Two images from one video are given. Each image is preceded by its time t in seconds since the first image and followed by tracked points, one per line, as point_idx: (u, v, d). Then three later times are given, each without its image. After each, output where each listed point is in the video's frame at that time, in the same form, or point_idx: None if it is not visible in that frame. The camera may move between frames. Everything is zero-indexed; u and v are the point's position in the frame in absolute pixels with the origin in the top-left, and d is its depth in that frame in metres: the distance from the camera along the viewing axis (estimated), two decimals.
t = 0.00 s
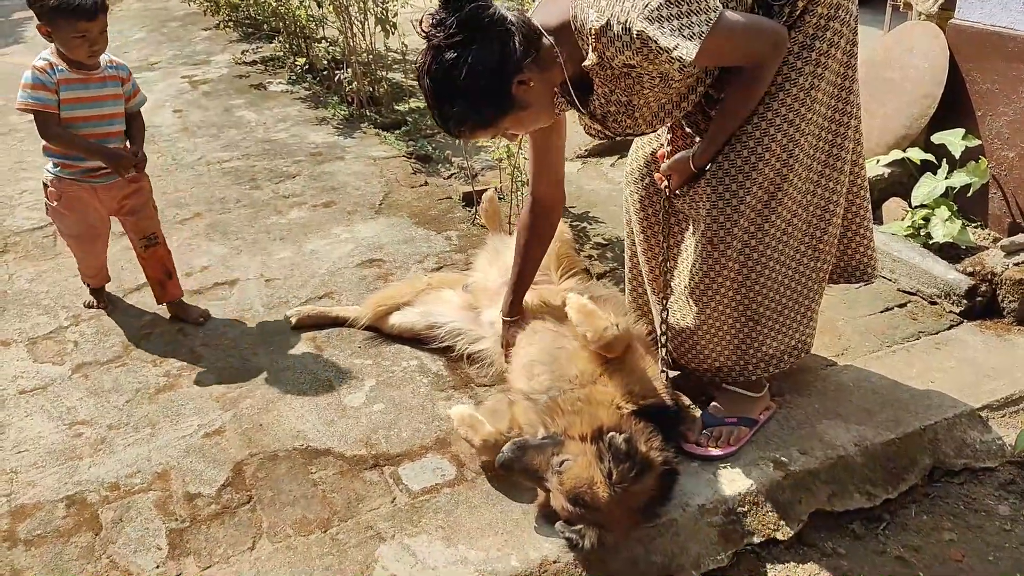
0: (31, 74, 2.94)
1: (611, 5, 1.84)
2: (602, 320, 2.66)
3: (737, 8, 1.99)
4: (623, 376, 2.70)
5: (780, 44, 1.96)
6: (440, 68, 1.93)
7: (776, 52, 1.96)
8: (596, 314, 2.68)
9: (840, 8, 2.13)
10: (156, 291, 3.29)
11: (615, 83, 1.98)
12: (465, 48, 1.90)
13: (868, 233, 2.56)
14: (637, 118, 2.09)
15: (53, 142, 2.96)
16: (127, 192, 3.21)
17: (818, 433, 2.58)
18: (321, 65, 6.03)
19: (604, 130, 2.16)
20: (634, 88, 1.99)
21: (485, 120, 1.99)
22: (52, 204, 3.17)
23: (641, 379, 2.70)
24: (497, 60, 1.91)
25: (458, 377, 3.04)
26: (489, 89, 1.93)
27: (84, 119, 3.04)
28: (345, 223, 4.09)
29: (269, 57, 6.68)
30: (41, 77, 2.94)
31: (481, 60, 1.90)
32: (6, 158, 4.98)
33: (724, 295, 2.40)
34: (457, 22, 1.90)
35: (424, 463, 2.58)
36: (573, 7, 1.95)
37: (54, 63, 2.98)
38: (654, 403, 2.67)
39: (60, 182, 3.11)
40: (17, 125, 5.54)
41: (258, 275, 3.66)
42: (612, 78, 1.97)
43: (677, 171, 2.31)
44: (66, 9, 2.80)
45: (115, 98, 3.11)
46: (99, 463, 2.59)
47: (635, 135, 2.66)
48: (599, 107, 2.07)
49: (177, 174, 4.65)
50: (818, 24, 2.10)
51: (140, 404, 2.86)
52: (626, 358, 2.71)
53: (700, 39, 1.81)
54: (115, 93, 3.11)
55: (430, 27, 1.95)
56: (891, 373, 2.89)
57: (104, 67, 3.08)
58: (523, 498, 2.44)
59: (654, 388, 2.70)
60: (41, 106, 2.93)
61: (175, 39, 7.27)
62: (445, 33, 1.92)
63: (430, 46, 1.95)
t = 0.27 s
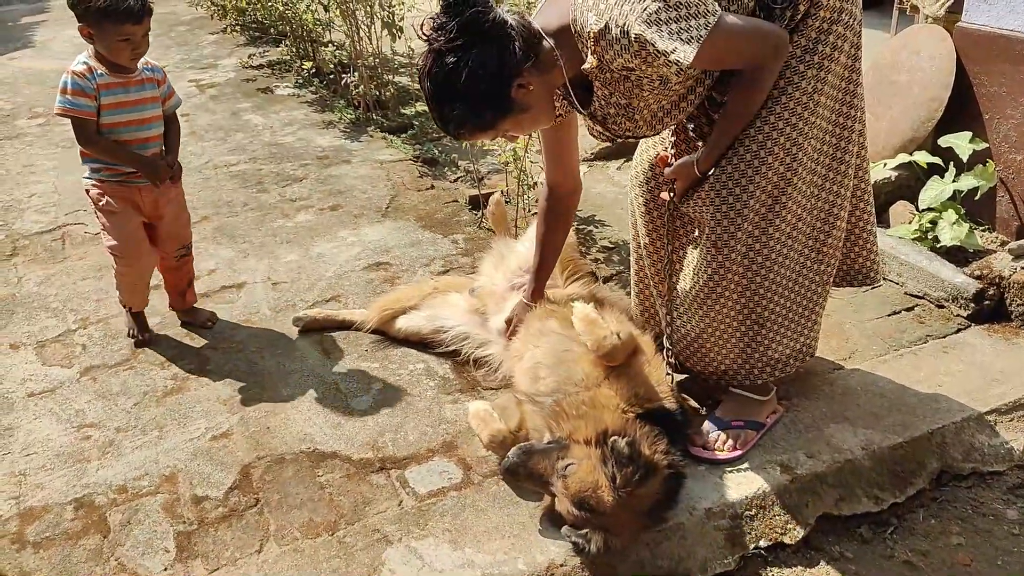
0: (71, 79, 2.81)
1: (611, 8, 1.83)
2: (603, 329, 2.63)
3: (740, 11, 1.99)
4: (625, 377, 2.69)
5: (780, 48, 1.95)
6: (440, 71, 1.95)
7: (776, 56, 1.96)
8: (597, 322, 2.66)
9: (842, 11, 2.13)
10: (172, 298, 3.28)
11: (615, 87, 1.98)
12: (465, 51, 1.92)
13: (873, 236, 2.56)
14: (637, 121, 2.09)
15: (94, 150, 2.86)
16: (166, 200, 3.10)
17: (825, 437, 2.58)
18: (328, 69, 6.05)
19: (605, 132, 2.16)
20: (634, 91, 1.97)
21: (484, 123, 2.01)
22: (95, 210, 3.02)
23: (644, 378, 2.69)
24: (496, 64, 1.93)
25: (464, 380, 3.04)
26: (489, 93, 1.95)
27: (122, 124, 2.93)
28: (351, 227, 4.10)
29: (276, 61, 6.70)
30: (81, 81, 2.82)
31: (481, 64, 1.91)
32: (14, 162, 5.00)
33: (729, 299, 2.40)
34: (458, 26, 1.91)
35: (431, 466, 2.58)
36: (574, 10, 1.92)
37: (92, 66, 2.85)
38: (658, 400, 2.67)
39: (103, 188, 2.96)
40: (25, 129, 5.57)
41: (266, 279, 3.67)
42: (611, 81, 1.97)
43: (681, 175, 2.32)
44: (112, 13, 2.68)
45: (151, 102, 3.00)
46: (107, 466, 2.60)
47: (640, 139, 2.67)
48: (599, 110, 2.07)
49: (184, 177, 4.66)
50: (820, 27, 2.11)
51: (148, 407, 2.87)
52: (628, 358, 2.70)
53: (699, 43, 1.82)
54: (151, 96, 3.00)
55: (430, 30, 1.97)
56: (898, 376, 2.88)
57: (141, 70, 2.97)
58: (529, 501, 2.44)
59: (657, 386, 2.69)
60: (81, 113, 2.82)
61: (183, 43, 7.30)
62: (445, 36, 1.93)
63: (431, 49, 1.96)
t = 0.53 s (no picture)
0: (91, 95, 2.68)
1: (615, 10, 1.82)
2: (602, 331, 2.64)
3: (749, 14, 1.99)
4: (630, 381, 2.66)
5: (787, 54, 1.94)
6: (444, 73, 1.96)
7: (784, 60, 1.94)
8: (598, 324, 2.67)
9: (852, 14, 2.12)
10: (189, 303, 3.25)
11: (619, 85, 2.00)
12: (468, 54, 1.92)
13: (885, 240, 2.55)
14: (639, 122, 2.11)
15: (123, 166, 2.77)
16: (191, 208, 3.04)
17: (834, 440, 2.57)
18: (336, 72, 6.07)
19: (608, 129, 2.19)
20: (637, 93, 2.00)
21: (487, 125, 2.01)
22: (127, 231, 2.90)
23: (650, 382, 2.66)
24: (500, 66, 1.93)
25: (472, 382, 3.04)
26: (491, 95, 1.95)
27: (144, 138, 2.84)
28: (360, 229, 4.11)
29: (285, 64, 6.73)
30: (103, 97, 2.70)
31: (484, 66, 1.92)
32: (25, 165, 5.03)
33: (737, 302, 2.40)
34: (461, 28, 1.92)
35: (439, 468, 2.59)
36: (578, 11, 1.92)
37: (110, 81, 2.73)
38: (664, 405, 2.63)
39: (135, 205, 2.85)
40: (36, 132, 5.60)
41: (274, 281, 3.68)
42: (614, 81, 1.99)
43: (690, 178, 2.31)
44: (133, 24, 2.59)
45: (168, 111, 2.91)
46: (118, 466, 2.61)
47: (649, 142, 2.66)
48: (602, 108, 2.10)
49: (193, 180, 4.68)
50: (830, 30, 2.10)
51: (157, 408, 2.88)
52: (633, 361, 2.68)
53: (702, 48, 1.80)
54: (168, 106, 2.91)
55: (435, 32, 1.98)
56: (908, 380, 2.87)
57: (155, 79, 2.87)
58: (537, 503, 2.44)
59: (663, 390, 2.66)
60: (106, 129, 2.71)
61: (192, 46, 7.33)
62: (449, 39, 1.94)
63: (435, 51, 1.97)
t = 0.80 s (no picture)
0: (103, 110, 2.64)
1: (626, 11, 1.81)
2: (605, 332, 2.66)
3: (761, 17, 1.99)
4: (634, 383, 2.68)
5: (798, 58, 1.93)
6: (453, 76, 1.96)
7: (795, 64, 1.93)
8: (601, 326, 2.69)
9: (865, 19, 2.12)
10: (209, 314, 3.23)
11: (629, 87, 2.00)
12: (477, 57, 1.92)
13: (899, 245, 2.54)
14: (649, 124, 2.12)
15: (139, 180, 2.73)
16: (204, 219, 3.00)
17: (844, 444, 2.56)
18: (347, 76, 6.09)
19: (617, 130, 2.20)
20: (647, 94, 2.00)
21: (496, 126, 2.02)
22: (131, 245, 2.88)
23: (654, 385, 2.67)
24: (510, 68, 1.94)
25: (482, 385, 3.05)
26: (501, 98, 1.96)
27: (156, 150, 2.80)
28: (369, 232, 4.12)
29: (295, 68, 6.76)
30: (116, 111, 2.65)
31: (494, 69, 1.93)
32: (38, 168, 5.06)
33: (748, 307, 2.40)
34: (471, 31, 1.91)
35: (449, 470, 2.59)
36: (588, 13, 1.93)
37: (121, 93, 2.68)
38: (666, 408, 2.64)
39: (143, 218, 2.83)
40: (49, 135, 5.64)
41: (285, 284, 3.69)
42: (625, 83, 1.99)
43: (702, 182, 2.31)
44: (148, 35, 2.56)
45: (178, 122, 2.87)
46: (129, 468, 2.63)
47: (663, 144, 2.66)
48: (613, 110, 2.11)
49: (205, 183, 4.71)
50: (843, 35, 2.10)
51: (168, 410, 2.89)
52: (637, 363, 2.70)
53: (712, 51, 1.78)
54: (177, 117, 2.87)
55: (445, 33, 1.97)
56: (918, 384, 2.86)
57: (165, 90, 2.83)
58: (546, 506, 2.44)
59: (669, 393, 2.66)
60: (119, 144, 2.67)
61: (204, 50, 7.37)
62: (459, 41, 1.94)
63: (444, 53, 1.97)
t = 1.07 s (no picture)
0: (125, 114, 2.63)
1: (641, 11, 1.82)
2: (619, 337, 2.65)
3: (777, 18, 1.98)
4: (645, 387, 2.69)
5: (813, 60, 1.92)
6: (467, 74, 1.98)
7: (810, 67, 1.92)
8: (615, 330, 2.67)
9: (881, 23, 2.12)
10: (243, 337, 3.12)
11: (645, 87, 1.99)
12: (490, 56, 1.94)
13: (915, 251, 2.53)
14: (665, 126, 2.10)
15: (156, 186, 2.71)
16: (224, 232, 2.96)
17: (855, 449, 2.55)
18: (357, 79, 6.11)
19: (634, 133, 2.18)
20: (663, 94, 1.99)
21: (509, 125, 2.03)
22: (149, 253, 2.85)
23: (665, 390, 2.69)
24: (523, 67, 1.94)
25: (491, 388, 3.05)
26: (513, 96, 1.98)
27: (179, 158, 2.78)
28: (379, 235, 4.13)
29: (305, 71, 6.78)
30: (138, 116, 2.64)
31: (507, 69, 1.94)
32: (50, 171, 5.09)
33: (761, 311, 2.39)
34: (484, 30, 1.93)
35: (458, 473, 2.59)
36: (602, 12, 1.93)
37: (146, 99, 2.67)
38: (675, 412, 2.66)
39: (163, 226, 2.80)
40: (61, 137, 5.67)
41: (295, 286, 3.70)
42: (641, 84, 1.98)
43: (717, 185, 2.31)
44: (176, 43, 2.56)
45: (205, 130, 2.85)
46: (139, 469, 2.64)
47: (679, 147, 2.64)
48: (630, 112, 2.09)
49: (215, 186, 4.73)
50: (859, 39, 2.10)
51: (179, 412, 2.90)
52: (649, 368, 2.70)
53: (727, 51, 1.78)
54: (204, 125, 2.85)
55: (458, 32, 1.99)
56: (930, 389, 2.85)
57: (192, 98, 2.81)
58: (555, 509, 2.43)
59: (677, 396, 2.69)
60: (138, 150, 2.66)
61: (214, 53, 7.40)
62: (472, 40, 1.95)
63: (458, 52, 1.99)
